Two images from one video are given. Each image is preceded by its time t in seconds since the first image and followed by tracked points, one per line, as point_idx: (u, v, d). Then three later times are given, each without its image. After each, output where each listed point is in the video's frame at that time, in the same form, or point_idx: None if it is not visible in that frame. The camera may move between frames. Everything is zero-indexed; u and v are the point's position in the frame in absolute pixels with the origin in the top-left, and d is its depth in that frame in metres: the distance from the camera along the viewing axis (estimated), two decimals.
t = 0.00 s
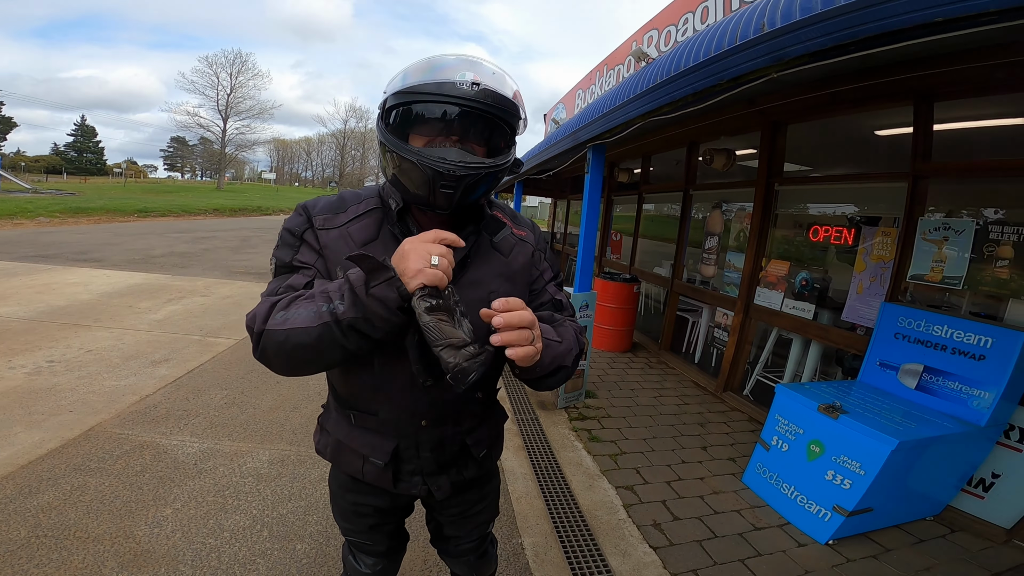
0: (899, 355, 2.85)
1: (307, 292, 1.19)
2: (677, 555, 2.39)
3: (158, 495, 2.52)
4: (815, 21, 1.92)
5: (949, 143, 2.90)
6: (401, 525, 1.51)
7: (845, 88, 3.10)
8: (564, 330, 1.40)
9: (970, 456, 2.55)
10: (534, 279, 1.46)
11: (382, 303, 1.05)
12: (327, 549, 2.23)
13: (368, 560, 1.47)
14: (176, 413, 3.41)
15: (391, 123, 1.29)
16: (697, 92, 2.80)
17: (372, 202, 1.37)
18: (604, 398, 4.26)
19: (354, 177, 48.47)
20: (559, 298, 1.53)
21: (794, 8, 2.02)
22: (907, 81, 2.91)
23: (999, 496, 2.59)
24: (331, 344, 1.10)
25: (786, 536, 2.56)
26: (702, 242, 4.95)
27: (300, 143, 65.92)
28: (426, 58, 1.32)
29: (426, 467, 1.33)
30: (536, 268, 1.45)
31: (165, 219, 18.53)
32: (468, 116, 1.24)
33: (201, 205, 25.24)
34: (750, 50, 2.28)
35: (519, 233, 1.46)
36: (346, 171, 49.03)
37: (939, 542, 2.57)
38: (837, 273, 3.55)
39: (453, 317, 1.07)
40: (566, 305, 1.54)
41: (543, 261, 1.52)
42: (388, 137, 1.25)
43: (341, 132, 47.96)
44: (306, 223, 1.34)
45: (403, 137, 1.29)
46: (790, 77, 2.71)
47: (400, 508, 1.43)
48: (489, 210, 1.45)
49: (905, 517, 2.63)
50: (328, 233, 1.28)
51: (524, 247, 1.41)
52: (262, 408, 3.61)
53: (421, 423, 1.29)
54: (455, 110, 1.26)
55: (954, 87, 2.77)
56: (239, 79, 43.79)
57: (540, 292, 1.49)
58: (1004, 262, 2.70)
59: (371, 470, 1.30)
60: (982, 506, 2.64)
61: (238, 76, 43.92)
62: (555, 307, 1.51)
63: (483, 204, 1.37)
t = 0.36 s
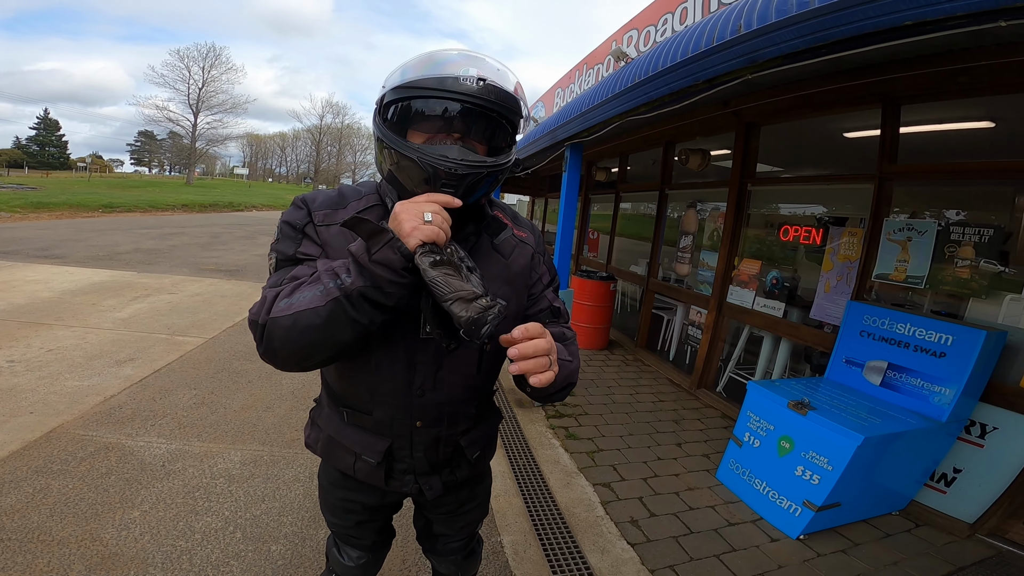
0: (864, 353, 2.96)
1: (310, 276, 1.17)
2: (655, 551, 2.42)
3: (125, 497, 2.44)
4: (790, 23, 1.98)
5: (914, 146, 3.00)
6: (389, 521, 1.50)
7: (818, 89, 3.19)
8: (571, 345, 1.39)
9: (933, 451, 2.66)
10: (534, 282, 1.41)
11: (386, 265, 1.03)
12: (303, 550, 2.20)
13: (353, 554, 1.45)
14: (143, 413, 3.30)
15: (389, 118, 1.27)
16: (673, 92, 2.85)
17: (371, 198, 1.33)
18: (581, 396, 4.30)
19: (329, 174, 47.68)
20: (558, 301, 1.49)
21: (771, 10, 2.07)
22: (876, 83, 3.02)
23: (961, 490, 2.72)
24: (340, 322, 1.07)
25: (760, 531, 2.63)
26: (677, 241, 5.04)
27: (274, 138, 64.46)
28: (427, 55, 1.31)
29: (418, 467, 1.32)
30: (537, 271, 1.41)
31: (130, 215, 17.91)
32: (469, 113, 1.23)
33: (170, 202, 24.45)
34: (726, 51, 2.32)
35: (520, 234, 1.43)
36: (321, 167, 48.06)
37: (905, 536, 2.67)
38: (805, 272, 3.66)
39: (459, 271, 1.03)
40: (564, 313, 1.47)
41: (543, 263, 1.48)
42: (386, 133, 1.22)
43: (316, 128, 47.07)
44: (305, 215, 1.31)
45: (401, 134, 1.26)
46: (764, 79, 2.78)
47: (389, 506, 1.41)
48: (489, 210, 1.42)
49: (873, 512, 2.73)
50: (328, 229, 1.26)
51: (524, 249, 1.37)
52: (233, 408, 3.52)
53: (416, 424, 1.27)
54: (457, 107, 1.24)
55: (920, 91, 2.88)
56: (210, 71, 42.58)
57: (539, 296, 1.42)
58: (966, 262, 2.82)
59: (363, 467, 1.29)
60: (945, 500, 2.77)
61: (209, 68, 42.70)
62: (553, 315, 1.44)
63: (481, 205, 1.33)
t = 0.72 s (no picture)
0: (848, 351, 3.01)
1: (287, 276, 1.16)
2: (643, 548, 2.45)
3: (108, 497, 2.40)
4: (780, 24, 2.00)
5: (898, 148, 3.06)
6: (376, 516, 1.49)
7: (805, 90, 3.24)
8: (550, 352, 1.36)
9: (914, 448, 2.71)
10: (517, 283, 1.40)
11: (356, 264, 1.02)
12: (291, 549, 2.18)
13: (340, 550, 1.44)
14: (125, 412, 3.25)
15: (371, 113, 1.26)
16: (664, 91, 2.87)
17: (351, 196, 1.32)
18: (570, 394, 4.31)
19: (317, 171, 47.22)
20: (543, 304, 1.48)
21: (761, 12, 2.10)
22: (862, 85, 3.07)
23: (942, 487, 2.78)
24: (317, 320, 1.06)
25: (746, 528, 2.67)
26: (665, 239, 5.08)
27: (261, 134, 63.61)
28: (414, 50, 1.31)
29: (399, 465, 1.31)
30: (520, 271, 1.41)
31: (111, 211, 17.57)
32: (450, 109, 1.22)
33: (153, 198, 24.02)
34: (717, 51, 2.35)
35: (504, 233, 1.43)
36: (308, 163, 47.56)
37: (887, 532, 2.73)
38: (791, 272, 3.71)
39: (432, 270, 1.02)
40: (547, 315, 1.46)
41: (527, 263, 1.48)
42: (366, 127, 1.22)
43: (304, 124, 46.57)
44: (284, 215, 1.30)
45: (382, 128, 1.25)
46: (753, 79, 2.81)
47: (375, 502, 1.41)
48: (470, 209, 1.42)
49: (856, 509, 2.79)
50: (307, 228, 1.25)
51: (507, 249, 1.38)
52: (218, 406, 3.48)
53: (396, 424, 1.27)
54: (440, 103, 1.23)
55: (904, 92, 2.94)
56: (195, 66, 41.89)
57: (523, 297, 1.41)
58: (946, 262, 2.89)
59: (344, 465, 1.28)
60: (925, 497, 2.84)
61: (194, 62, 42.01)
62: (537, 318, 1.44)
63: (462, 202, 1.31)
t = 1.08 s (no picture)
0: (839, 353, 3.03)
1: (266, 273, 1.16)
2: (635, 547, 2.46)
3: (97, 493, 2.38)
4: (780, 27, 2.01)
5: (893, 152, 3.08)
6: (366, 511, 1.49)
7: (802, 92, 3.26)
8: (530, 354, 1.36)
9: (903, 450, 2.73)
10: (501, 282, 1.39)
11: (334, 266, 1.02)
12: (283, 546, 2.17)
13: (331, 543, 1.44)
14: (116, 408, 3.22)
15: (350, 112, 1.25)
16: (662, 92, 2.88)
17: (334, 193, 1.31)
18: (563, 393, 4.32)
19: (313, 167, 47.00)
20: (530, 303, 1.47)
21: (761, 15, 2.11)
22: (859, 89, 3.09)
23: (930, 489, 2.81)
24: (294, 318, 1.06)
25: (737, 529, 2.68)
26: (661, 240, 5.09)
27: (257, 129, 63.21)
28: (395, 48, 1.30)
29: (381, 460, 1.31)
30: (505, 269, 1.40)
31: (104, 205, 17.43)
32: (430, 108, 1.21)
33: (146, 192, 23.81)
34: (716, 53, 2.35)
35: (488, 230, 1.42)
36: (304, 159, 47.32)
37: (876, 533, 2.76)
38: (784, 274, 3.73)
39: (407, 278, 1.03)
40: (534, 314, 1.46)
41: (514, 260, 1.47)
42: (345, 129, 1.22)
43: (300, 120, 46.34)
44: (267, 212, 1.29)
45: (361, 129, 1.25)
46: (750, 81, 2.82)
47: (363, 496, 1.40)
48: (453, 206, 1.41)
49: (845, 510, 2.81)
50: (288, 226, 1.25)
51: (491, 246, 1.37)
52: (211, 402, 3.46)
53: (377, 420, 1.27)
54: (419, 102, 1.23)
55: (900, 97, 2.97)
56: (191, 59, 41.59)
57: (508, 297, 1.41)
58: (938, 266, 2.91)
59: (328, 460, 1.28)
60: (914, 498, 2.87)
61: (190, 56, 41.70)
62: (523, 317, 1.43)
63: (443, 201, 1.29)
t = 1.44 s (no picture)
0: (831, 354, 3.05)
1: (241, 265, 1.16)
2: (626, 546, 2.47)
3: (86, 488, 2.37)
4: (781, 29, 2.02)
5: (888, 155, 3.11)
6: (356, 509, 1.49)
7: (799, 94, 3.27)
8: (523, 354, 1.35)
9: (891, 451, 2.76)
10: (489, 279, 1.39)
11: (298, 260, 1.02)
12: (274, 542, 2.17)
13: (320, 542, 1.44)
14: (106, 402, 3.20)
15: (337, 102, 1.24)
16: (661, 92, 2.88)
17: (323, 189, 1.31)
18: (556, 391, 4.33)
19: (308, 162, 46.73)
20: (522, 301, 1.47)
21: (762, 16, 2.12)
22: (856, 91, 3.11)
23: (917, 490, 2.84)
24: (257, 311, 1.06)
25: (727, 528, 2.70)
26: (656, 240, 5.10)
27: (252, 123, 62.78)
28: (384, 42, 1.30)
29: (367, 458, 1.30)
30: (493, 265, 1.40)
31: (96, 198, 17.27)
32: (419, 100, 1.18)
33: (139, 185, 23.59)
34: (716, 54, 2.36)
35: (477, 226, 1.41)
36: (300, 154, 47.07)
37: (863, 534, 2.78)
38: (778, 275, 3.75)
39: (376, 279, 1.02)
40: (526, 313, 1.45)
41: (504, 255, 1.46)
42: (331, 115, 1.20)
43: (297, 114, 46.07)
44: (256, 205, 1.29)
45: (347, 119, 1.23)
46: (746, 82, 2.83)
47: (352, 494, 1.40)
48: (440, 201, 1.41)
49: (834, 510, 2.84)
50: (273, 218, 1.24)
51: (478, 242, 1.37)
52: (202, 397, 3.44)
53: (361, 416, 1.26)
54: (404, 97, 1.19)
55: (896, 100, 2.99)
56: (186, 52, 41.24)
57: (497, 295, 1.41)
58: (930, 269, 2.92)
59: (313, 455, 1.28)
60: (901, 499, 2.90)
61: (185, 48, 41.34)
62: (513, 315, 1.42)
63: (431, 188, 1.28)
